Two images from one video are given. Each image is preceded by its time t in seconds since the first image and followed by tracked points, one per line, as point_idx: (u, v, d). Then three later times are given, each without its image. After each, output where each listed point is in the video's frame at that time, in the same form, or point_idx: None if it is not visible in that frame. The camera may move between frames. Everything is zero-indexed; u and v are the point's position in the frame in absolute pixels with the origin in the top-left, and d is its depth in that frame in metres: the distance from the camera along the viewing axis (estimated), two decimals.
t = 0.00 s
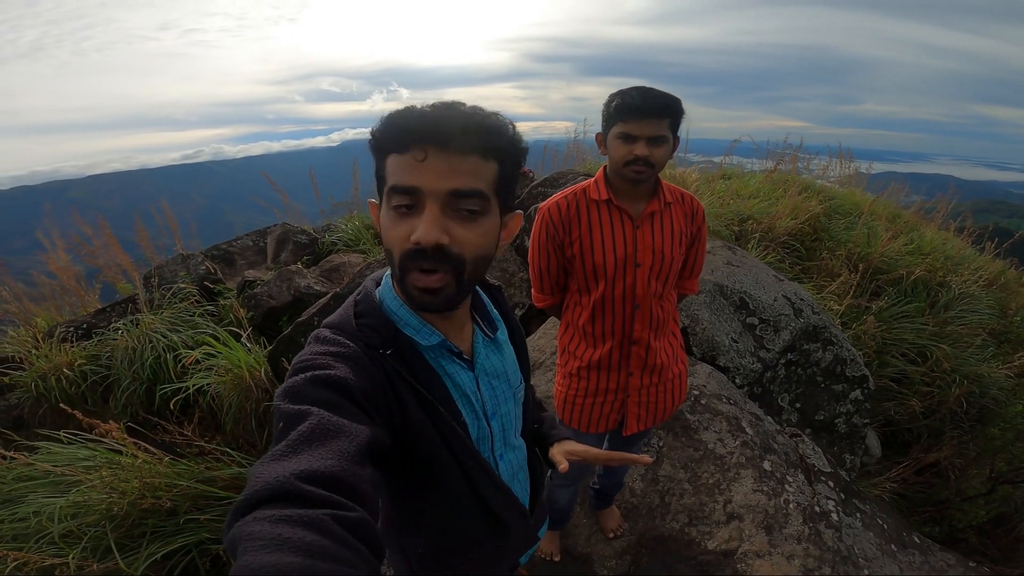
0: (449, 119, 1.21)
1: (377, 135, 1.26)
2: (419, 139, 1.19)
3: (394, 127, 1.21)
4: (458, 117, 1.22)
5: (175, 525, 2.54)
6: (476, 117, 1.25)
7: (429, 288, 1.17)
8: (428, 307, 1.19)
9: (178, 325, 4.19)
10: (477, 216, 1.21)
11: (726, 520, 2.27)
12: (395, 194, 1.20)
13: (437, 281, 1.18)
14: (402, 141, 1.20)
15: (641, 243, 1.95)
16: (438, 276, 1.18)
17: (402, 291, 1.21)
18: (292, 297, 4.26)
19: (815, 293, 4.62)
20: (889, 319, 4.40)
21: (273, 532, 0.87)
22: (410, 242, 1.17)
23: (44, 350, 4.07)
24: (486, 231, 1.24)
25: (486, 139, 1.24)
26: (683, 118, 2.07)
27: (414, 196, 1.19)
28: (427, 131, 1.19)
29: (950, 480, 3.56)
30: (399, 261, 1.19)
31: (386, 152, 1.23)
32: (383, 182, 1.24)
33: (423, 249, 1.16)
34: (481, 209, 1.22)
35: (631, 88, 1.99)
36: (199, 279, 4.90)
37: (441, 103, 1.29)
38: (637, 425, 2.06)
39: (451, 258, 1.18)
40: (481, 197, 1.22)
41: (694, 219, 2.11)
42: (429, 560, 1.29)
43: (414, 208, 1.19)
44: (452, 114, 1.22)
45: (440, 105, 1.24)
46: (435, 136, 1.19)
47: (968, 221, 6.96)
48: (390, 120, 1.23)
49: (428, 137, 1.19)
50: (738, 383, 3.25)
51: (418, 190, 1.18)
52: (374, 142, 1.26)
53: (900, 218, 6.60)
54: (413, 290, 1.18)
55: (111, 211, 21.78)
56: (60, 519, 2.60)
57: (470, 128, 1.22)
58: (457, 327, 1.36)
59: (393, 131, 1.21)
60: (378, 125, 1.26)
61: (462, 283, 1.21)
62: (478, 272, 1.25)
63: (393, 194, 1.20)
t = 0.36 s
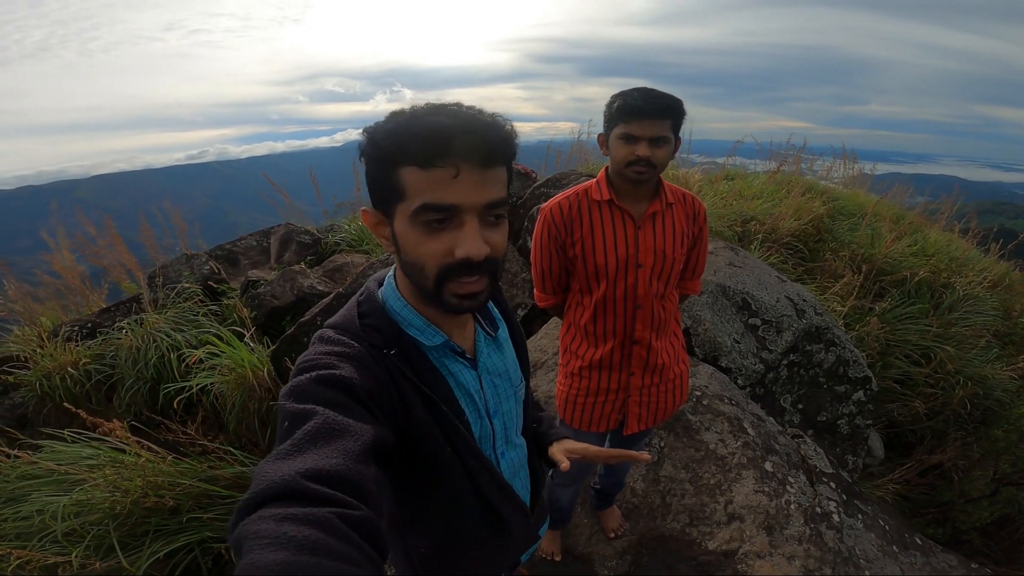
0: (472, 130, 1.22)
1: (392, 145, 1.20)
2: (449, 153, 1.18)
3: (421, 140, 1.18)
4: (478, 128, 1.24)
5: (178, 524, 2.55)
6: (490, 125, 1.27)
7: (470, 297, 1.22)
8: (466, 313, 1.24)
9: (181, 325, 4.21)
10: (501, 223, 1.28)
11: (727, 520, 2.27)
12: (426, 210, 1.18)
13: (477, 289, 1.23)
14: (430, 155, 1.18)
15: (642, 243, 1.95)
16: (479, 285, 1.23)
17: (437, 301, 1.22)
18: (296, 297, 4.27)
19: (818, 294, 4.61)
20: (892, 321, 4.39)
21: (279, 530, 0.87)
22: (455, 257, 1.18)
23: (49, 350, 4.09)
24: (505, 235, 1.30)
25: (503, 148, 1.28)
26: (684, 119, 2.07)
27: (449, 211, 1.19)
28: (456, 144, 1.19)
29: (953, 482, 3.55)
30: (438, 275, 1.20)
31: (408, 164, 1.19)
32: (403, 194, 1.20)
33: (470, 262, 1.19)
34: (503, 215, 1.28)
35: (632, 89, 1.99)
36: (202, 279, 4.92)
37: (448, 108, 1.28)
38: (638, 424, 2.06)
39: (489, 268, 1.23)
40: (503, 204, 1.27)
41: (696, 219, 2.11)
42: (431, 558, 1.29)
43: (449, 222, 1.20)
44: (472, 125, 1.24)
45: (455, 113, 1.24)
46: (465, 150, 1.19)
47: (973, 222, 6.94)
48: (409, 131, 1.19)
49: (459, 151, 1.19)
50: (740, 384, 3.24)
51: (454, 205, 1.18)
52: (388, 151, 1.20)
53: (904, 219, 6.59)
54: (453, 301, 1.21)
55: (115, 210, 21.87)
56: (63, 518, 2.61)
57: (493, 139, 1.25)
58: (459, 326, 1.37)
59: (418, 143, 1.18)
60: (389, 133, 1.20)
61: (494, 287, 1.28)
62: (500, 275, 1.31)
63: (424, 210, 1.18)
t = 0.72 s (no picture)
0: (474, 134, 1.24)
1: (397, 147, 1.19)
2: (455, 155, 1.20)
3: (427, 142, 1.19)
4: (478, 132, 1.26)
5: (179, 523, 2.57)
6: (490, 129, 1.30)
7: (475, 296, 1.24)
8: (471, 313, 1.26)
9: (185, 325, 4.23)
10: (500, 224, 1.31)
11: (726, 524, 2.28)
12: (435, 211, 1.19)
13: (481, 289, 1.25)
14: (437, 156, 1.19)
15: (640, 246, 1.95)
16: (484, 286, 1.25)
17: (443, 303, 1.23)
18: (299, 297, 4.28)
19: (822, 297, 4.59)
20: (897, 324, 4.36)
21: (270, 535, 0.88)
22: (464, 257, 1.20)
23: (53, 349, 4.12)
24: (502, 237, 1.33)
25: (502, 152, 1.31)
26: (683, 122, 2.07)
27: (458, 212, 1.20)
28: (462, 146, 1.21)
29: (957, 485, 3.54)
30: (446, 276, 1.21)
31: (414, 166, 1.19)
32: (408, 196, 1.20)
33: (478, 262, 1.21)
34: (501, 216, 1.31)
35: (631, 92, 1.99)
36: (206, 279, 4.94)
37: (445, 112, 1.29)
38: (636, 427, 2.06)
39: (493, 268, 1.26)
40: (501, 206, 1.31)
41: (694, 222, 2.11)
42: (425, 561, 1.29)
43: (456, 223, 1.21)
44: (474, 128, 1.26)
45: (456, 117, 1.26)
46: (470, 152, 1.21)
47: (981, 224, 6.89)
48: (414, 133, 1.20)
49: (464, 153, 1.21)
50: (741, 387, 3.24)
51: (462, 206, 1.20)
52: (391, 153, 1.19)
53: (910, 221, 6.55)
54: (461, 301, 1.23)
55: (120, 209, 21.97)
56: (65, 517, 2.64)
57: (494, 142, 1.27)
58: (451, 328, 1.37)
59: (424, 145, 1.19)
60: (393, 135, 1.20)
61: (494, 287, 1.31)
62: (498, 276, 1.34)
63: (433, 211, 1.19)
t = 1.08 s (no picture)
0: (478, 140, 1.24)
1: (402, 151, 1.19)
2: (456, 159, 1.19)
3: (431, 145, 1.18)
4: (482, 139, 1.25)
5: (182, 524, 2.57)
6: (498, 138, 1.29)
7: (472, 303, 1.21)
8: (467, 321, 1.22)
9: (190, 325, 4.24)
10: (505, 233, 1.28)
11: (730, 530, 2.26)
12: (433, 214, 1.18)
13: (479, 297, 1.22)
14: (438, 160, 1.18)
15: (648, 255, 1.93)
16: (481, 293, 1.22)
17: (438, 308, 1.20)
18: (303, 298, 4.28)
19: (829, 301, 4.55)
20: (904, 328, 4.32)
21: (270, 546, 0.87)
22: (459, 262, 1.17)
23: (59, 348, 4.14)
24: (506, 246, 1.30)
25: (506, 160, 1.29)
26: (693, 128, 2.06)
27: (455, 216, 1.19)
28: (464, 151, 1.20)
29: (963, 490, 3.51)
30: (441, 281, 1.18)
31: (415, 169, 1.19)
32: (408, 199, 1.20)
33: (473, 267, 1.18)
34: (506, 224, 1.28)
35: (641, 97, 1.97)
36: (212, 279, 4.95)
37: (451, 120, 1.29)
38: (641, 436, 2.04)
39: (492, 276, 1.23)
40: (505, 214, 1.28)
41: (701, 230, 2.10)
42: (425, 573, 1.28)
43: (455, 227, 1.20)
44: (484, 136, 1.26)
45: (461, 125, 1.26)
46: (472, 157, 1.20)
47: (989, 228, 6.83)
48: (420, 137, 1.20)
49: (467, 158, 1.20)
50: (747, 393, 3.22)
51: (460, 210, 1.19)
52: (396, 156, 1.20)
53: (918, 224, 6.50)
54: (457, 307, 1.19)
55: (127, 208, 22.07)
56: (68, 517, 2.64)
57: (501, 151, 1.27)
58: (454, 340, 1.36)
59: (428, 149, 1.19)
60: (398, 139, 1.20)
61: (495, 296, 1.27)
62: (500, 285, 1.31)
63: (432, 214, 1.18)
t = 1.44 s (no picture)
0: (479, 142, 1.22)
1: (392, 164, 1.19)
2: (456, 166, 1.17)
3: (430, 155, 1.17)
4: (483, 141, 1.23)
5: (185, 525, 2.56)
6: (499, 138, 1.27)
7: (488, 310, 1.20)
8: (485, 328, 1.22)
9: (193, 325, 4.24)
10: (514, 235, 1.27)
11: (736, 532, 2.25)
12: (438, 226, 1.17)
13: (494, 302, 1.21)
14: (442, 169, 1.17)
15: (659, 258, 1.93)
16: (496, 299, 1.21)
17: (454, 318, 1.20)
18: (307, 298, 4.28)
19: (833, 304, 4.53)
20: (908, 332, 4.30)
21: (291, 540, 0.86)
22: (471, 271, 1.17)
23: (63, 347, 4.13)
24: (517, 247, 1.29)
25: (509, 159, 1.27)
26: (703, 130, 2.06)
27: (462, 226, 1.18)
28: (466, 158, 1.18)
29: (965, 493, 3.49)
30: (456, 292, 1.18)
31: (415, 180, 1.17)
32: (411, 211, 1.19)
33: (486, 276, 1.17)
34: (515, 226, 1.27)
35: (653, 99, 1.96)
36: (216, 279, 4.95)
37: (449, 121, 1.26)
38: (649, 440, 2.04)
39: (504, 281, 1.22)
40: (514, 215, 1.27)
41: (711, 233, 2.09)
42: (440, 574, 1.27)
43: (462, 237, 1.19)
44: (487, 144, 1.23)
45: (462, 125, 1.24)
46: (472, 162, 1.18)
47: (993, 232, 6.81)
48: (410, 148, 1.18)
49: (473, 164, 1.18)
50: (752, 396, 3.20)
51: (465, 218, 1.17)
52: (396, 168, 1.19)
53: (921, 228, 6.48)
54: (470, 318, 1.19)
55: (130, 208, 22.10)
56: (70, 517, 2.64)
57: (504, 154, 1.25)
58: (473, 344, 1.35)
59: (432, 157, 1.17)
60: (395, 149, 1.19)
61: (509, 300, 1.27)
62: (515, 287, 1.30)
63: (437, 225, 1.17)
